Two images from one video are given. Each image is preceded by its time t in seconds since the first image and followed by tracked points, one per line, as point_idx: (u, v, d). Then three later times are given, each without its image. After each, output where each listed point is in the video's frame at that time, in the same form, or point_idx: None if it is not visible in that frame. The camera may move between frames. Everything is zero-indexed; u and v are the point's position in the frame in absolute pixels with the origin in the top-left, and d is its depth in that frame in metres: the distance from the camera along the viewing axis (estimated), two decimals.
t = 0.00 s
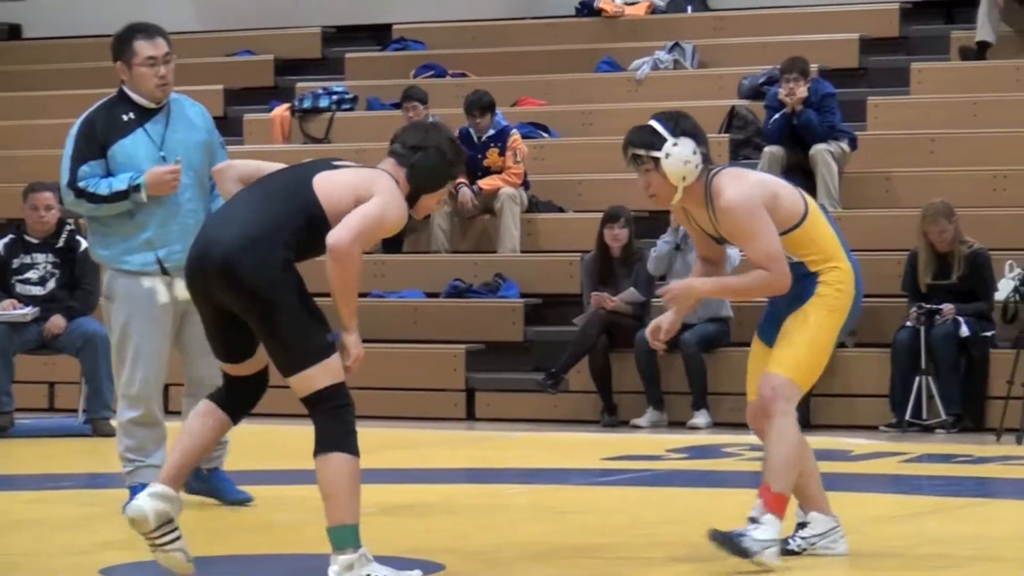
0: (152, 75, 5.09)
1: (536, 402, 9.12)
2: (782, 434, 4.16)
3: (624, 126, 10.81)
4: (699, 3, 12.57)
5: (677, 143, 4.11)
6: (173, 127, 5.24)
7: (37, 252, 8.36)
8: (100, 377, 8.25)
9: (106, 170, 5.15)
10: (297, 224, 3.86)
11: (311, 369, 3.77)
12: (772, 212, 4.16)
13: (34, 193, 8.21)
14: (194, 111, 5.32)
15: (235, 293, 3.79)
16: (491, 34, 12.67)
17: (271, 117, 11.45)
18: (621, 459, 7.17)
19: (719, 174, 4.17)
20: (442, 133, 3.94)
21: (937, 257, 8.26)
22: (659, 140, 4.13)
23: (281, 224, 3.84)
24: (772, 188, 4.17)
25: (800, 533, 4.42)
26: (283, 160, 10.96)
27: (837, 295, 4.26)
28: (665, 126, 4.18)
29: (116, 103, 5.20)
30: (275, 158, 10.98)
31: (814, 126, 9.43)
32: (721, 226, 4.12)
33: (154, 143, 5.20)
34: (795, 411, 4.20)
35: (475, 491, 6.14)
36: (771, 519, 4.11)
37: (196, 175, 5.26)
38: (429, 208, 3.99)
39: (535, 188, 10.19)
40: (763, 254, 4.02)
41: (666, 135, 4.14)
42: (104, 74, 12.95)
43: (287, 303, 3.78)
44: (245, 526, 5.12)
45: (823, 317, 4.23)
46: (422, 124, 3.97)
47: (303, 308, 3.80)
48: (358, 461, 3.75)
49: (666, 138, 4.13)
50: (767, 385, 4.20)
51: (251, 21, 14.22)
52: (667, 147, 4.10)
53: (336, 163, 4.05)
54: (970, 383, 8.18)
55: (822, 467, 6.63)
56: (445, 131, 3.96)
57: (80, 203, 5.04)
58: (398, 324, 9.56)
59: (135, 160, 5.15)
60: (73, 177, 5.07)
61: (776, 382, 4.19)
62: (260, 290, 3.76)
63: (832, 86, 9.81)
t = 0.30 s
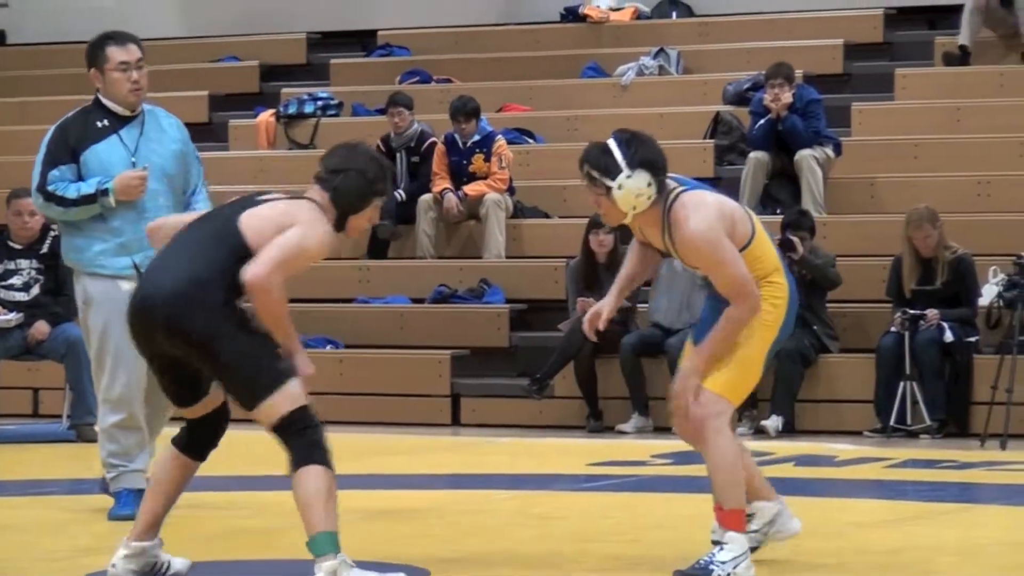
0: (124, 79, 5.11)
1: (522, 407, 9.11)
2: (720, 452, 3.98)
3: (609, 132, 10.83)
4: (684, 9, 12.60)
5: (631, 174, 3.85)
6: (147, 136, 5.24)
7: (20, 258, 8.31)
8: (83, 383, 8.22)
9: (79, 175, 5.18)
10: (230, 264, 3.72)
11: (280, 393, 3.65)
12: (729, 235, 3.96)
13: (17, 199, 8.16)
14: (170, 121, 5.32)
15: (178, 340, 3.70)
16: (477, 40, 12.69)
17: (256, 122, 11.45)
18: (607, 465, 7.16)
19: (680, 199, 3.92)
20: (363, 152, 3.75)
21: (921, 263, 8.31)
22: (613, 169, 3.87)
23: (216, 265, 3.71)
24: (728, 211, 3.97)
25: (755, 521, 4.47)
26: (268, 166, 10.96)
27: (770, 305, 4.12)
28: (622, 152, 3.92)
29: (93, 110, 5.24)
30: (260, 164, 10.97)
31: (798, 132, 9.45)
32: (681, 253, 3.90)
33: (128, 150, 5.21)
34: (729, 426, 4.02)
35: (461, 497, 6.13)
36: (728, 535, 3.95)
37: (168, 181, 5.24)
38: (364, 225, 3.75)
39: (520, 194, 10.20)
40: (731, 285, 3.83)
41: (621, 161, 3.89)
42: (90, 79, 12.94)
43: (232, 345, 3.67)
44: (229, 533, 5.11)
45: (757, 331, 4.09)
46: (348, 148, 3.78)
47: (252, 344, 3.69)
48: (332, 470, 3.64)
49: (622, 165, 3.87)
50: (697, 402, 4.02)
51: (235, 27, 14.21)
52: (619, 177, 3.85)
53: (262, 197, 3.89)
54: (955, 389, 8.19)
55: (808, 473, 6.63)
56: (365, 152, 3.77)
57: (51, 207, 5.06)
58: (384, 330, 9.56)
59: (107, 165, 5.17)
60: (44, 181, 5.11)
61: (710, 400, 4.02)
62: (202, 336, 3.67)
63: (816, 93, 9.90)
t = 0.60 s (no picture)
0: (116, 89, 5.10)
1: (513, 412, 9.12)
2: (688, 457, 4.01)
3: (599, 135, 10.83)
4: (674, 12, 12.61)
5: (572, 194, 3.96)
6: (134, 146, 5.23)
7: (10, 262, 8.30)
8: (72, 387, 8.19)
9: (59, 176, 5.13)
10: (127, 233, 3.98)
11: (129, 367, 3.97)
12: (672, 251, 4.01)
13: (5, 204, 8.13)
14: (160, 134, 5.32)
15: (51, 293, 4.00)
16: (467, 43, 12.69)
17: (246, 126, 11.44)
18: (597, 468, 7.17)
19: (623, 216, 4.00)
20: (294, 139, 4.05)
21: (912, 265, 8.32)
22: (555, 187, 3.98)
23: (89, 240, 3.97)
24: (676, 225, 4.02)
25: (587, 524, 4.53)
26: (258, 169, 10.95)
27: (718, 307, 4.16)
28: (565, 168, 4.00)
29: (78, 112, 5.20)
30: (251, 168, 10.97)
31: (788, 135, 9.46)
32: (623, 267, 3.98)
33: (112, 157, 5.18)
34: (695, 429, 4.05)
35: (452, 501, 6.13)
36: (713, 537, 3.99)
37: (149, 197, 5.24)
38: (291, 210, 4.05)
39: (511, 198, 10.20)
40: (655, 305, 3.87)
41: (563, 179, 3.99)
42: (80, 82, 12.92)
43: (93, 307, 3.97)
44: (219, 538, 5.10)
45: (706, 334, 4.13)
46: (280, 134, 4.08)
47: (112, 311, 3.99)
48: (127, 451, 3.96)
49: (563, 182, 3.97)
50: (661, 411, 4.04)
51: (226, 31, 14.20)
52: (560, 195, 3.97)
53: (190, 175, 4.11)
54: (945, 392, 8.20)
55: (798, 476, 6.64)
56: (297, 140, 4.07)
57: (29, 207, 5.01)
58: (375, 334, 9.57)
59: (89, 171, 5.14)
60: (24, 179, 5.04)
61: (668, 405, 4.05)
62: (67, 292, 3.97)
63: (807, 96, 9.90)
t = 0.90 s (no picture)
0: (87, 91, 5.09)
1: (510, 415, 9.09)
2: (627, 448, 4.04)
3: (595, 139, 10.85)
4: (669, 16, 12.65)
5: (468, 167, 4.02)
6: (106, 146, 5.25)
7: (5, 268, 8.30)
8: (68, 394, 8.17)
9: (30, 179, 5.17)
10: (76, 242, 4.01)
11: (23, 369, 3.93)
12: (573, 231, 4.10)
13: None
14: (134, 135, 5.34)
15: None
16: (462, 47, 12.71)
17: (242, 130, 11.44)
18: (594, 471, 7.18)
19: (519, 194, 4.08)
20: (249, 177, 4.03)
21: (907, 268, 8.32)
22: (451, 161, 4.04)
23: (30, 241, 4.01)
24: (576, 209, 4.11)
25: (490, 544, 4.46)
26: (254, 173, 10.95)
27: (622, 301, 4.23)
28: (460, 145, 4.08)
29: (52, 117, 5.25)
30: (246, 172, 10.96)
31: (783, 138, 9.48)
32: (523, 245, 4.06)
33: (83, 158, 5.20)
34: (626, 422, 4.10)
35: (449, 505, 6.13)
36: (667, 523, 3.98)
37: (122, 196, 5.28)
38: (250, 243, 4.05)
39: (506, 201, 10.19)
40: (567, 275, 4.00)
41: (459, 154, 4.05)
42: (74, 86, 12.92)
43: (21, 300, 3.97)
44: (215, 543, 5.10)
45: (619, 332, 4.20)
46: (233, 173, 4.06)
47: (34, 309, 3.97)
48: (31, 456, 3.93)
49: (458, 157, 4.04)
50: (595, 413, 4.09)
51: (221, 35, 14.21)
52: (457, 169, 4.03)
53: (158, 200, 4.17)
54: (941, 395, 8.23)
55: (794, 478, 6.65)
56: (252, 178, 4.05)
57: None
58: (371, 338, 9.58)
59: (59, 170, 5.15)
60: None
61: (601, 409, 4.09)
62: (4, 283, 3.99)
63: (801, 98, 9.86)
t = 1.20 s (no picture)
0: (62, 97, 5.20)
1: (515, 419, 9.07)
2: (476, 448, 4.23)
3: (599, 143, 10.85)
4: (674, 20, 12.66)
5: (393, 192, 4.13)
6: (81, 150, 5.33)
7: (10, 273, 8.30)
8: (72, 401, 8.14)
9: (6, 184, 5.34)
10: (81, 264, 4.08)
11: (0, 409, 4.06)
12: (491, 259, 4.24)
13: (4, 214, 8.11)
14: (112, 137, 5.40)
15: None
16: (467, 50, 12.71)
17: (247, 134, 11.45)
18: (599, 476, 7.16)
19: (442, 222, 4.21)
20: (239, 175, 4.14)
21: (913, 271, 8.32)
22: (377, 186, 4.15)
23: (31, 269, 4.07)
24: (494, 236, 4.25)
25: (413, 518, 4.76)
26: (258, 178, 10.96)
27: (538, 327, 4.42)
28: (386, 169, 4.19)
29: (28, 123, 5.39)
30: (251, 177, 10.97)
31: (789, 142, 9.45)
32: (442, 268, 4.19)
33: (56, 163, 5.31)
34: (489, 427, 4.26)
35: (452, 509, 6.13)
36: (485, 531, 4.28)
37: (96, 196, 5.32)
38: (240, 243, 4.16)
39: (511, 204, 10.18)
40: (473, 302, 4.10)
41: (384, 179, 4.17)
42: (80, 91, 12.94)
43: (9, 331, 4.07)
44: (218, 549, 5.10)
45: (522, 349, 4.37)
46: (226, 169, 4.17)
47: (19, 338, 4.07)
48: None
49: (385, 181, 4.15)
50: (463, 404, 4.24)
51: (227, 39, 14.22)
52: (383, 193, 4.13)
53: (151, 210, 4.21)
54: (946, 400, 8.22)
55: (799, 482, 6.64)
56: (241, 176, 4.15)
57: None
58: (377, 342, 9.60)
59: (31, 175, 5.30)
60: None
61: (475, 403, 4.24)
62: None
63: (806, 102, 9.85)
